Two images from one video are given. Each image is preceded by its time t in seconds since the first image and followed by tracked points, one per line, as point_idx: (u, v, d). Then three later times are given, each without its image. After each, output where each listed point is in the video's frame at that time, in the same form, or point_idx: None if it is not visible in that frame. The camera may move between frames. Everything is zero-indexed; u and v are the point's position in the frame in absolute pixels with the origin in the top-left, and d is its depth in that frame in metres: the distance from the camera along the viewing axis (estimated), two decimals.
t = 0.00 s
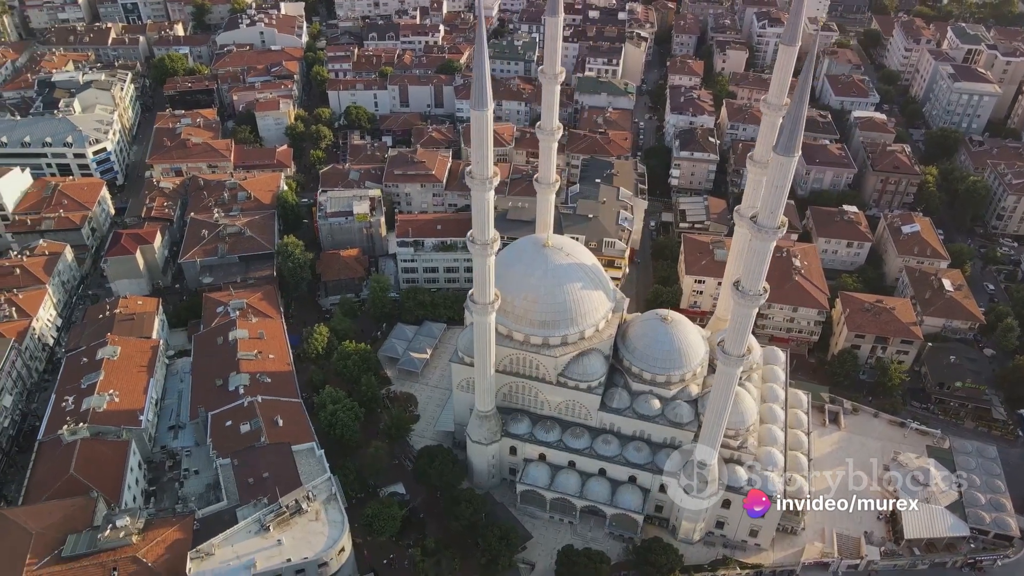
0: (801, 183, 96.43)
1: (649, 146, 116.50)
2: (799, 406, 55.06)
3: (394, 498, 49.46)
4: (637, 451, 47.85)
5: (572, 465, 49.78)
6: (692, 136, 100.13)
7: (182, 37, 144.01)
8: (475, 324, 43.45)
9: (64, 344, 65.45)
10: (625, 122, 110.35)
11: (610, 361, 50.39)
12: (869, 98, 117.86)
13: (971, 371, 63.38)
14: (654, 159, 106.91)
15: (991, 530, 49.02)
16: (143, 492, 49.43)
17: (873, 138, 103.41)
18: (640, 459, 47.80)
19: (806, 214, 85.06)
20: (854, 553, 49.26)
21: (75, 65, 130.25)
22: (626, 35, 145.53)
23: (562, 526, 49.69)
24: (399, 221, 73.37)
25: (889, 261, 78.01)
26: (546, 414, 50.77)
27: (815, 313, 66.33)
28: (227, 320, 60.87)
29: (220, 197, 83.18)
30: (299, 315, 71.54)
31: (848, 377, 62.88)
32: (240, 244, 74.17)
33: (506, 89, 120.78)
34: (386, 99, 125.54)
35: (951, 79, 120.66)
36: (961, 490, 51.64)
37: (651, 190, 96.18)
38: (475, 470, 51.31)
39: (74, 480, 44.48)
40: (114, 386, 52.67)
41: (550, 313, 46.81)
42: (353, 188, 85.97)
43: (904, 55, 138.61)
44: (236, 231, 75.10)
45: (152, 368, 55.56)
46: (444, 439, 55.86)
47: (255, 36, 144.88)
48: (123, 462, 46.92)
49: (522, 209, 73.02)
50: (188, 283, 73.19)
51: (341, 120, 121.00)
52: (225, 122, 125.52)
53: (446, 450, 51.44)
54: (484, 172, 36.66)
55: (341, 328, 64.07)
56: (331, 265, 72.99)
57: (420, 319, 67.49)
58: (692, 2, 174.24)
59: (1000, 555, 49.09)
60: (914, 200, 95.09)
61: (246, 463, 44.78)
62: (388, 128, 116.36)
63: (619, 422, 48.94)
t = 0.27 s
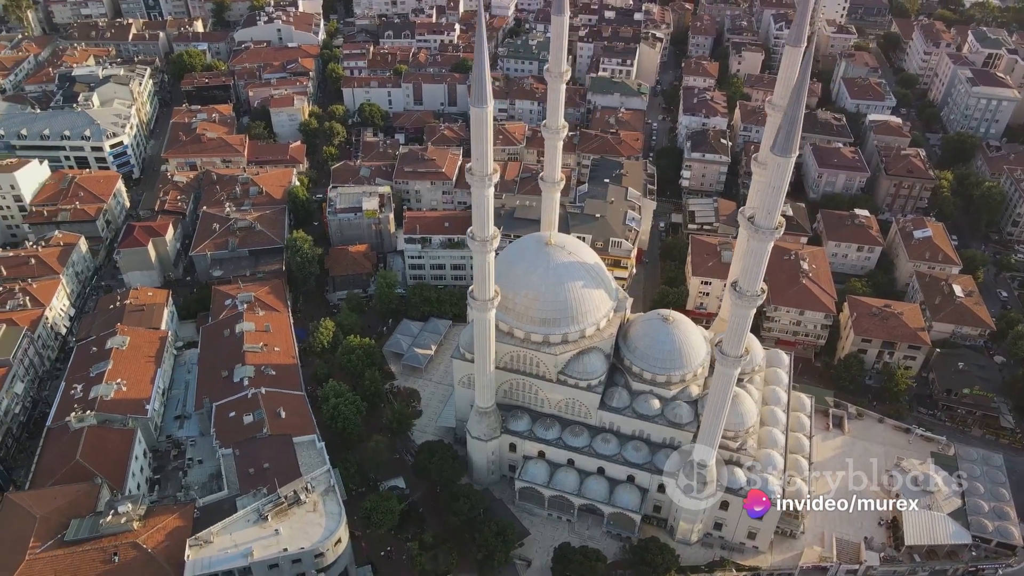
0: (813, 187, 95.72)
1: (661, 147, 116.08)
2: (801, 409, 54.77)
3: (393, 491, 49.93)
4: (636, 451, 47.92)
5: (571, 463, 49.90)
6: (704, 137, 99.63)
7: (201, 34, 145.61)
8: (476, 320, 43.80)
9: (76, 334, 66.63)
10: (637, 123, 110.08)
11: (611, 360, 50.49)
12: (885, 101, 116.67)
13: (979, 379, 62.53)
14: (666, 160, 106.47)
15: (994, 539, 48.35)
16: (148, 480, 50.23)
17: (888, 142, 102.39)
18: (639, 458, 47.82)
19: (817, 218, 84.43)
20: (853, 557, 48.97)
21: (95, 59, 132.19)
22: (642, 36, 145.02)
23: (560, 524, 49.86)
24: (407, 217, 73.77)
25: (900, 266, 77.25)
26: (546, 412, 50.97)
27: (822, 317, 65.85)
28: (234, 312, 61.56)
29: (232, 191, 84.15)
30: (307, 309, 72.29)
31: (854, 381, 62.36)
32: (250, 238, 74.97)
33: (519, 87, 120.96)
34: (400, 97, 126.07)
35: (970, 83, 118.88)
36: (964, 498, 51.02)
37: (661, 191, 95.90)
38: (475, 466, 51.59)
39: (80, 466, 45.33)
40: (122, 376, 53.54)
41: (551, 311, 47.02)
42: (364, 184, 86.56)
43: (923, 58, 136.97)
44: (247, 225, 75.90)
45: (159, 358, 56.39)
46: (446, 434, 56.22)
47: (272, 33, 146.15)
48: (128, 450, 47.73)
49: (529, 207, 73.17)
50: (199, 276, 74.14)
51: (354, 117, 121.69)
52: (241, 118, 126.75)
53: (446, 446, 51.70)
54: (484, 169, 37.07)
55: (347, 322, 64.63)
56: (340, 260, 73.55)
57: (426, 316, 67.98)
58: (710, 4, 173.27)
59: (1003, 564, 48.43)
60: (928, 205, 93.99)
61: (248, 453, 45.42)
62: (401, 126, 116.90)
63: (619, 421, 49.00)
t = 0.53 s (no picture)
0: (825, 190, 95.08)
1: (673, 148, 115.76)
2: (803, 412, 54.55)
3: (393, 485, 50.37)
4: (635, 451, 47.93)
5: (570, 461, 50.03)
6: (716, 138, 99.19)
7: (220, 30, 147.19)
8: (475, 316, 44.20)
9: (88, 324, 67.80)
10: (649, 124, 109.85)
11: (611, 359, 50.60)
12: (901, 105, 115.49)
13: (987, 386, 61.90)
14: (677, 161, 106.14)
15: (995, 547, 47.91)
16: (152, 468, 51.05)
17: (903, 146, 101.37)
18: (637, 458, 47.84)
19: (828, 221, 83.85)
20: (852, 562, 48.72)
21: (115, 55, 134.07)
22: (657, 36, 144.55)
23: (558, 522, 50.01)
24: (415, 214, 74.28)
25: (910, 271, 76.56)
26: (546, 410, 51.16)
27: (829, 320, 65.42)
28: (242, 305, 62.27)
29: (244, 186, 85.11)
30: (314, 303, 73.00)
31: (859, 386, 61.93)
32: (260, 233, 75.81)
33: (532, 87, 121.11)
34: (413, 95, 126.63)
35: (988, 88, 117.29)
36: (967, 505, 50.57)
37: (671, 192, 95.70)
38: (475, 462, 51.89)
39: (86, 453, 46.18)
40: (129, 365, 54.43)
41: (552, 309, 47.28)
42: (374, 181, 87.22)
43: (942, 63, 135.25)
44: (257, 220, 76.76)
45: (166, 349, 57.24)
46: (447, 430, 56.58)
47: (289, 31, 147.34)
48: (133, 439, 48.52)
49: (536, 206, 73.39)
50: (209, 270, 75.09)
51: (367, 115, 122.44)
52: (256, 114, 127.97)
53: (446, 442, 52.00)
54: (484, 166, 37.49)
55: (353, 317, 65.21)
56: (348, 256, 74.11)
57: (431, 312, 68.42)
58: (727, 6, 172.27)
59: (1004, 573, 47.95)
60: (941, 210, 92.96)
61: (249, 444, 46.00)
62: (413, 124, 117.44)
63: (618, 421, 49.04)
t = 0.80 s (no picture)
0: (837, 194, 94.36)
1: (685, 149, 115.33)
2: (805, 415, 54.30)
3: (393, 480, 50.81)
4: (633, 450, 47.96)
5: (569, 459, 50.20)
6: (727, 140, 98.70)
7: (238, 27, 148.64)
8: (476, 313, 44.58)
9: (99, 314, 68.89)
10: (661, 124, 109.54)
11: (612, 359, 50.69)
12: (917, 109, 114.28)
13: (994, 393, 61.15)
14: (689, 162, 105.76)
15: (997, 556, 47.34)
16: (157, 457, 51.85)
17: (918, 150, 100.30)
18: (635, 458, 47.88)
19: (838, 225, 83.26)
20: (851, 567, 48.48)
21: (135, 50, 135.84)
22: (672, 37, 144.00)
23: (556, 519, 50.19)
24: (424, 212, 74.85)
25: (921, 277, 75.83)
26: (546, 407, 51.34)
27: (835, 324, 65.02)
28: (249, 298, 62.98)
29: (256, 181, 85.99)
30: (322, 298, 73.65)
31: (864, 391, 61.50)
32: (270, 228, 76.62)
33: (545, 86, 121.17)
34: (427, 93, 127.11)
35: (1007, 92, 115.59)
36: (969, 513, 50.03)
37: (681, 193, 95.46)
38: (474, 458, 52.18)
39: (92, 440, 47.01)
40: (136, 356, 55.25)
41: (553, 307, 47.52)
42: (385, 178, 87.89)
43: (961, 67, 133.46)
44: (268, 215, 77.60)
45: (174, 341, 58.07)
46: (448, 426, 56.95)
47: (305, 28, 148.48)
48: (138, 428, 49.31)
49: (543, 205, 73.61)
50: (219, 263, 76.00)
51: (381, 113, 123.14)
52: (271, 110, 129.14)
53: (446, 438, 52.31)
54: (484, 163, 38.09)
55: (358, 313, 65.79)
56: (357, 252, 74.69)
57: (437, 309, 68.82)
58: (744, 7, 171.13)
59: None
60: (955, 216, 91.89)
61: (250, 435, 46.61)
62: (426, 122, 117.93)
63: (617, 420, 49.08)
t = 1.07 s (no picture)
0: (848, 198, 93.67)
1: (697, 151, 114.94)
2: (807, 418, 53.99)
3: (392, 474, 51.24)
4: (631, 450, 47.97)
5: (567, 457, 50.32)
6: (739, 142, 98.26)
7: (256, 25, 150.08)
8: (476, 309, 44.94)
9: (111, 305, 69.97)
10: (673, 125, 109.26)
11: (612, 358, 50.76)
12: (933, 113, 113.03)
13: (1001, 401, 60.46)
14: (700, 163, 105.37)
15: (998, 564, 46.81)
16: (162, 446, 52.64)
17: (932, 155, 99.28)
18: (633, 457, 47.90)
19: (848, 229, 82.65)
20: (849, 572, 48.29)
21: (154, 46, 137.59)
22: (687, 38, 143.51)
23: (554, 517, 50.35)
24: (431, 209, 75.19)
25: (931, 282, 75.11)
26: (546, 405, 51.50)
27: (841, 328, 64.58)
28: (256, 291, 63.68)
29: (267, 176, 86.87)
30: (329, 293, 74.30)
31: (869, 396, 61.08)
32: (280, 223, 77.41)
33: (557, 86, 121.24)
34: (439, 91, 127.62)
35: None
36: (971, 520, 49.54)
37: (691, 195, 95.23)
38: (474, 455, 52.45)
39: (98, 428, 47.83)
40: (144, 346, 56.09)
41: (554, 306, 47.72)
42: (395, 175, 88.40)
43: (980, 71, 131.75)
44: (278, 210, 78.41)
45: (181, 332, 58.87)
46: (450, 422, 57.30)
47: (322, 26, 149.64)
48: (143, 417, 50.07)
49: (550, 204, 73.75)
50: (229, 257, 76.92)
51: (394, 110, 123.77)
52: (286, 106, 130.26)
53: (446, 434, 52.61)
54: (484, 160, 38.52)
55: (364, 308, 66.32)
56: (364, 248, 75.20)
57: (442, 306, 69.20)
58: (762, 9, 170.04)
59: None
60: (968, 222, 90.82)
61: (252, 426, 47.23)
62: (438, 121, 118.45)
63: (616, 419, 49.10)
